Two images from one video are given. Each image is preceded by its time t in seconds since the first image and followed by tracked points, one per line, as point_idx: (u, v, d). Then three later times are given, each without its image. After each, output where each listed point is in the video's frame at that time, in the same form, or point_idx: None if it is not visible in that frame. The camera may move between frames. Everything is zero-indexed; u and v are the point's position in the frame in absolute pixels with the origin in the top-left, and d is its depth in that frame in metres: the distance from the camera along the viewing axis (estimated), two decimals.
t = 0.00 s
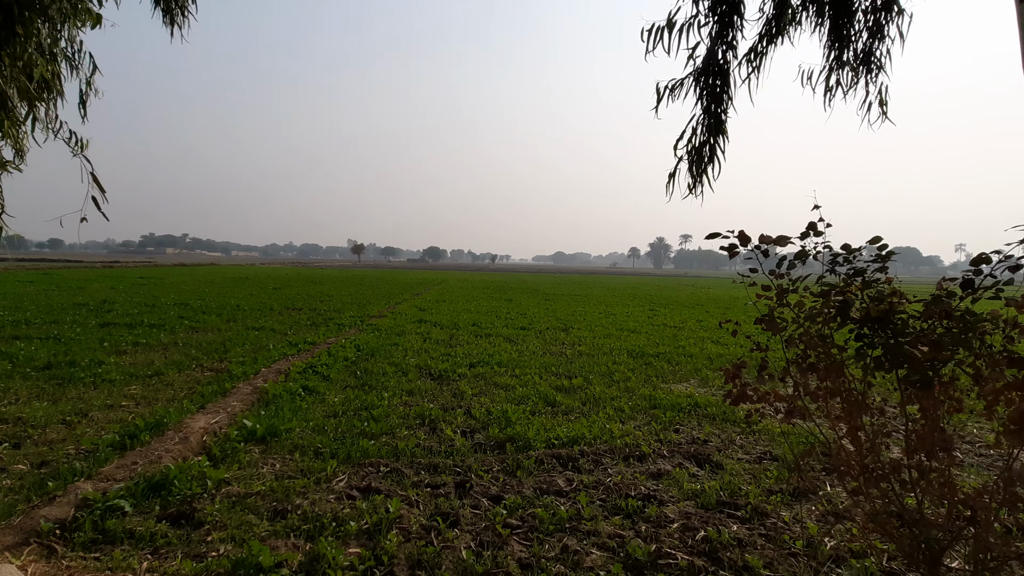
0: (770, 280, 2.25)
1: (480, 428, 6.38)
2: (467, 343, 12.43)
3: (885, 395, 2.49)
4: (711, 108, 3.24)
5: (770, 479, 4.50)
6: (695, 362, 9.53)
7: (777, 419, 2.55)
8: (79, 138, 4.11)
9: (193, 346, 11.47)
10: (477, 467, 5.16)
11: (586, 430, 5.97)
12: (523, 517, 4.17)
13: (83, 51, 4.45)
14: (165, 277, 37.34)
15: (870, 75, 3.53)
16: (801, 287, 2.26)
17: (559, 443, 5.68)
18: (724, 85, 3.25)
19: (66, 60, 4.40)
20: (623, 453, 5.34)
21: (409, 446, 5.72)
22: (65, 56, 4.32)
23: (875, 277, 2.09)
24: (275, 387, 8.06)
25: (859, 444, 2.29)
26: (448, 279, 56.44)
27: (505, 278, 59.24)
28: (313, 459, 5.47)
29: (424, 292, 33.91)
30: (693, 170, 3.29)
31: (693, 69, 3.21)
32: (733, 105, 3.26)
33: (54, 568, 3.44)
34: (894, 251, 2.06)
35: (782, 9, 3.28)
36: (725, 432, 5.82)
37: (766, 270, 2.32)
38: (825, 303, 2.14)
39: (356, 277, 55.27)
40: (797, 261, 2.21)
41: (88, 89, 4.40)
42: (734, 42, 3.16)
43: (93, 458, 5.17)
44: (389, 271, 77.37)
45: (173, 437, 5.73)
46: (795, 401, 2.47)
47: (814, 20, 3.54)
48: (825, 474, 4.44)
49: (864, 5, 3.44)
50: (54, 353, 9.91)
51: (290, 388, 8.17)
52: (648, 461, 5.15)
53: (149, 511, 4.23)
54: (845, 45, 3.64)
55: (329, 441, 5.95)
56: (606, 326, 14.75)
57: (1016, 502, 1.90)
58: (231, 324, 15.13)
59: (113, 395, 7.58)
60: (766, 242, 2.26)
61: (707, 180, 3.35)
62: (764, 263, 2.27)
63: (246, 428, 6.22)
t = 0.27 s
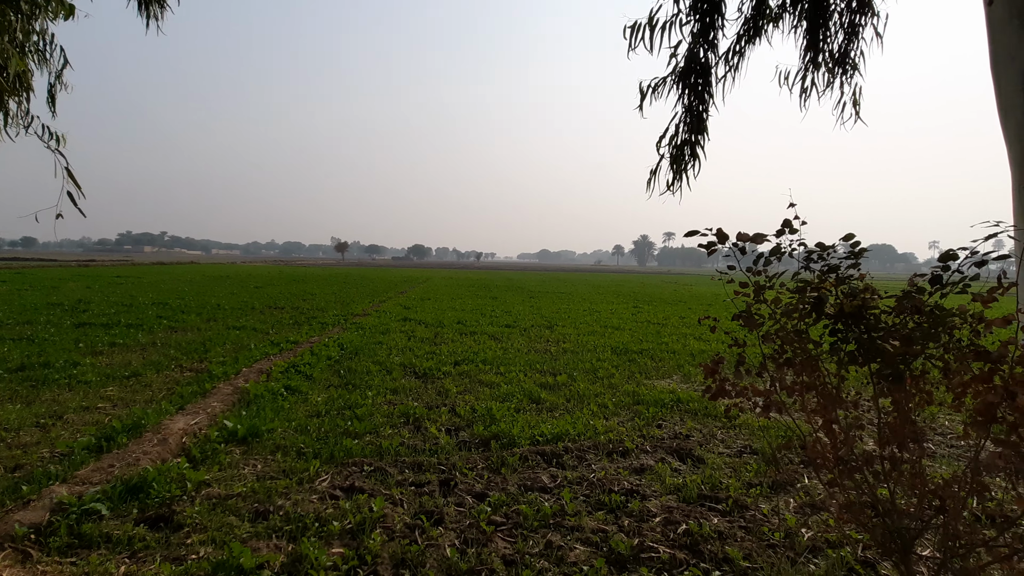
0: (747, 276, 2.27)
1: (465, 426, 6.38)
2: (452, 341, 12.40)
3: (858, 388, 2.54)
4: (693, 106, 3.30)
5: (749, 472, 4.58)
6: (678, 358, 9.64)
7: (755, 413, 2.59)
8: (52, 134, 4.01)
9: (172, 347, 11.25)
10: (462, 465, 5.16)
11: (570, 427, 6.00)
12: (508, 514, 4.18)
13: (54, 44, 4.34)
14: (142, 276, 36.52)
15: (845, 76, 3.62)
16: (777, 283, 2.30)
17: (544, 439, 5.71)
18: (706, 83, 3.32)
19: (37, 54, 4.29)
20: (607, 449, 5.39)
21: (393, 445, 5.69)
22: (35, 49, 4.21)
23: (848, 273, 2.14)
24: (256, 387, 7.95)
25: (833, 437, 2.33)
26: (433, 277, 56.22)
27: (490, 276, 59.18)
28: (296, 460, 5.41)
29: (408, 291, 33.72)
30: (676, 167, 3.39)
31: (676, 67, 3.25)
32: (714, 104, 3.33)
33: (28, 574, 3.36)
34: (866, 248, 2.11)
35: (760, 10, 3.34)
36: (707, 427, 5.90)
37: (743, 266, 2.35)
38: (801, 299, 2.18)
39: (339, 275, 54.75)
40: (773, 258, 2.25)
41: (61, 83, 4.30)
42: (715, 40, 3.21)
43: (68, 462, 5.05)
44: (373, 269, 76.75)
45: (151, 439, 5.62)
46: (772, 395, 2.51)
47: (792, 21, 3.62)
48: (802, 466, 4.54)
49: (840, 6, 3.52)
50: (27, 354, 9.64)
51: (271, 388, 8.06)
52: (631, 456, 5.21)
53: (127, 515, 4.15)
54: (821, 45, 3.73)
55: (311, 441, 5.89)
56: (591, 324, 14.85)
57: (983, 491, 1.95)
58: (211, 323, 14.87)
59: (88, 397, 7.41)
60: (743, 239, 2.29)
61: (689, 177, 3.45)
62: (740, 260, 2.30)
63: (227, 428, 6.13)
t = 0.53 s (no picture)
0: (723, 273, 2.31)
1: (446, 424, 6.36)
2: (434, 340, 12.34)
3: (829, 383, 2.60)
4: (668, 106, 3.35)
5: (727, 466, 4.67)
6: (658, 355, 9.77)
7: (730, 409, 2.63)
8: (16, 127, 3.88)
9: (145, 347, 10.97)
10: (443, 463, 5.15)
11: (552, 424, 6.03)
12: (489, 512, 4.19)
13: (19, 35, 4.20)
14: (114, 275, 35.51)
15: (817, 76, 3.71)
16: (751, 280, 2.34)
17: (525, 437, 5.72)
18: (682, 82, 3.37)
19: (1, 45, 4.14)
20: (587, 446, 5.43)
21: (373, 445, 5.65)
22: None
23: (819, 270, 2.19)
24: (233, 388, 7.81)
25: (805, 430, 2.38)
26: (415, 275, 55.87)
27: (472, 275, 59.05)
28: (274, 461, 5.33)
29: (390, 289, 33.45)
30: (652, 166, 3.46)
31: (652, 66, 3.29)
32: (690, 103, 3.39)
33: None
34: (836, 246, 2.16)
35: (735, 11, 3.41)
36: (685, 422, 5.99)
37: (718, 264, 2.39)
38: (774, 296, 2.22)
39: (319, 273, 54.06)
40: (748, 256, 2.29)
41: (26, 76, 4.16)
42: (690, 40, 3.26)
43: (36, 467, 4.90)
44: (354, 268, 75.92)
45: (124, 442, 5.48)
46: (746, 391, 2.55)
47: (766, 21, 3.69)
48: (777, 460, 4.64)
49: (813, 8, 3.60)
50: None
51: (249, 389, 7.92)
52: (611, 452, 5.26)
53: (98, 520, 4.04)
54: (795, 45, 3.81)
55: (290, 442, 5.81)
56: (572, 321, 14.94)
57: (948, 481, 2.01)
58: (186, 323, 14.55)
59: (58, 399, 7.19)
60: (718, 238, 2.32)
61: (666, 175, 3.54)
62: (716, 257, 2.33)
63: (202, 430, 6.01)
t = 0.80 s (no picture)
0: (695, 272, 2.34)
1: (425, 424, 6.33)
2: (414, 339, 12.26)
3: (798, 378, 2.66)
4: (640, 106, 3.44)
5: (702, 461, 4.75)
6: (636, 352, 9.89)
7: (702, 405, 2.66)
8: None
9: (115, 349, 10.65)
10: (422, 463, 5.12)
11: (531, 422, 6.05)
12: (468, 511, 4.18)
13: None
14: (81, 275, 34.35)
15: (788, 79, 3.79)
16: (723, 278, 2.38)
17: (504, 435, 5.73)
18: (654, 83, 3.44)
19: None
20: (566, 443, 5.47)
21: (351, 445, 5.59)
22: None
23: (788, 268, 2.25)
24: (207, 389, 7.63)
25: (775, 424, 2.43)
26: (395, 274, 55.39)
27: (453, 273, 58.80)
28: (249, 463, 5.23)
29: (369, 288, 33.10)
30: (624, 164, 3.58)
31: (624, 67, 3.35)
32: (661, 104, 3.47)
33: None
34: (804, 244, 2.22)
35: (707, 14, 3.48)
36: (662, 418, 6.08)
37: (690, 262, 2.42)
38: (744, 293, 2.27)
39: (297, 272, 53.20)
40: (719, 254, 2.32)
41: None
42: (662, 42, 3.32)
43: None
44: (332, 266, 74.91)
45: (92, 446, 5.32)
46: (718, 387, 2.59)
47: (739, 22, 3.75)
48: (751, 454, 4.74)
49: (783, 11, 3.67)
50: None
51: (223, 390, 7.76)
52: (589, 449, 5.31)
53: (65, 527, 3.91)
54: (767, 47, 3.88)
55: (265, 444, 5.71)
56: (552, 319, 15.02)
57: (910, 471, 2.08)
58: (158, 323, 14.17)
59: (21, 403, 6.94)
60: (690, 236, 2.35)
61: (638, 173, 3.65)
62: (688, 256, 2.36)
63: (175, 433, 5.86)
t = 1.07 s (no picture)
0: (668, 270, 2.37)
1: (403, 423, 6.29)
2: (392, 338, 12.15)
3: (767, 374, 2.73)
4: (612, 108, 3.52)
5: (677, 456, 4.83)
6: (614, 350, 9.99)
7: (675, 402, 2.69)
8: None
9: (80, 349, 10.29)
10: (399, 463, 5.09)
11: (509, 420, 6.07)
12: (445, 510, 4.17)
13: None
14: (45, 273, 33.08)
15: (760, 82, 3.87)
16: (695, 276, 2.41)
17: (482, 434, 5.73)
18: (625, 86, 3.52)
19: None
20: (544, 441, 5.50)
21: (328, 446, 5.52)
22: None
23: (757, 267, 2.30)
24: (178, 391, 7.44)
25: (745, 420, 2.49)
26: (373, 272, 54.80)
27: (432, 272, 58.45)
28: (221, 466, 5.12)
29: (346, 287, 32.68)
30: (597, 165, 3.65)
31: (597, 70, 3.43)
32: (632, 106, 3.56)
33: None
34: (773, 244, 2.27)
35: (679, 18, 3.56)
36: (639, 415, 6.16)
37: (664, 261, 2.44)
38: (715, 292, 2.31)
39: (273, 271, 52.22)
40: (692, 253, 2.35)
41: None
42: (634, 46, 3.41)
43: None
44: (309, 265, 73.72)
45: (56, 451, 5.13)
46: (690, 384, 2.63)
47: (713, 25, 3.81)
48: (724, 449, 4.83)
49: (756, 15, 3.75)
50: None
51: (195, 391, 7.57)
52: (567, 446, 5.34)
53: (27, 534, 3.77)
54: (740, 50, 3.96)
55: (239, 446, 5.60)
56: (531, 318, 15.06)
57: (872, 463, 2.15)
58: (127, 323, 13.75)
59: None
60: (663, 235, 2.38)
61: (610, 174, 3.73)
62: (662, 254, 2.39)
63: (144, 436, 5.70)
